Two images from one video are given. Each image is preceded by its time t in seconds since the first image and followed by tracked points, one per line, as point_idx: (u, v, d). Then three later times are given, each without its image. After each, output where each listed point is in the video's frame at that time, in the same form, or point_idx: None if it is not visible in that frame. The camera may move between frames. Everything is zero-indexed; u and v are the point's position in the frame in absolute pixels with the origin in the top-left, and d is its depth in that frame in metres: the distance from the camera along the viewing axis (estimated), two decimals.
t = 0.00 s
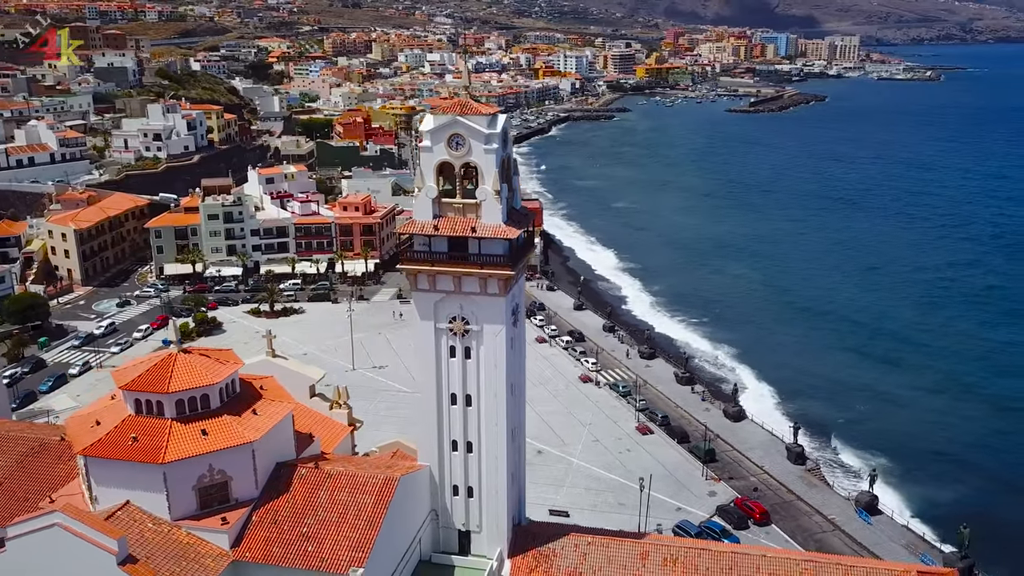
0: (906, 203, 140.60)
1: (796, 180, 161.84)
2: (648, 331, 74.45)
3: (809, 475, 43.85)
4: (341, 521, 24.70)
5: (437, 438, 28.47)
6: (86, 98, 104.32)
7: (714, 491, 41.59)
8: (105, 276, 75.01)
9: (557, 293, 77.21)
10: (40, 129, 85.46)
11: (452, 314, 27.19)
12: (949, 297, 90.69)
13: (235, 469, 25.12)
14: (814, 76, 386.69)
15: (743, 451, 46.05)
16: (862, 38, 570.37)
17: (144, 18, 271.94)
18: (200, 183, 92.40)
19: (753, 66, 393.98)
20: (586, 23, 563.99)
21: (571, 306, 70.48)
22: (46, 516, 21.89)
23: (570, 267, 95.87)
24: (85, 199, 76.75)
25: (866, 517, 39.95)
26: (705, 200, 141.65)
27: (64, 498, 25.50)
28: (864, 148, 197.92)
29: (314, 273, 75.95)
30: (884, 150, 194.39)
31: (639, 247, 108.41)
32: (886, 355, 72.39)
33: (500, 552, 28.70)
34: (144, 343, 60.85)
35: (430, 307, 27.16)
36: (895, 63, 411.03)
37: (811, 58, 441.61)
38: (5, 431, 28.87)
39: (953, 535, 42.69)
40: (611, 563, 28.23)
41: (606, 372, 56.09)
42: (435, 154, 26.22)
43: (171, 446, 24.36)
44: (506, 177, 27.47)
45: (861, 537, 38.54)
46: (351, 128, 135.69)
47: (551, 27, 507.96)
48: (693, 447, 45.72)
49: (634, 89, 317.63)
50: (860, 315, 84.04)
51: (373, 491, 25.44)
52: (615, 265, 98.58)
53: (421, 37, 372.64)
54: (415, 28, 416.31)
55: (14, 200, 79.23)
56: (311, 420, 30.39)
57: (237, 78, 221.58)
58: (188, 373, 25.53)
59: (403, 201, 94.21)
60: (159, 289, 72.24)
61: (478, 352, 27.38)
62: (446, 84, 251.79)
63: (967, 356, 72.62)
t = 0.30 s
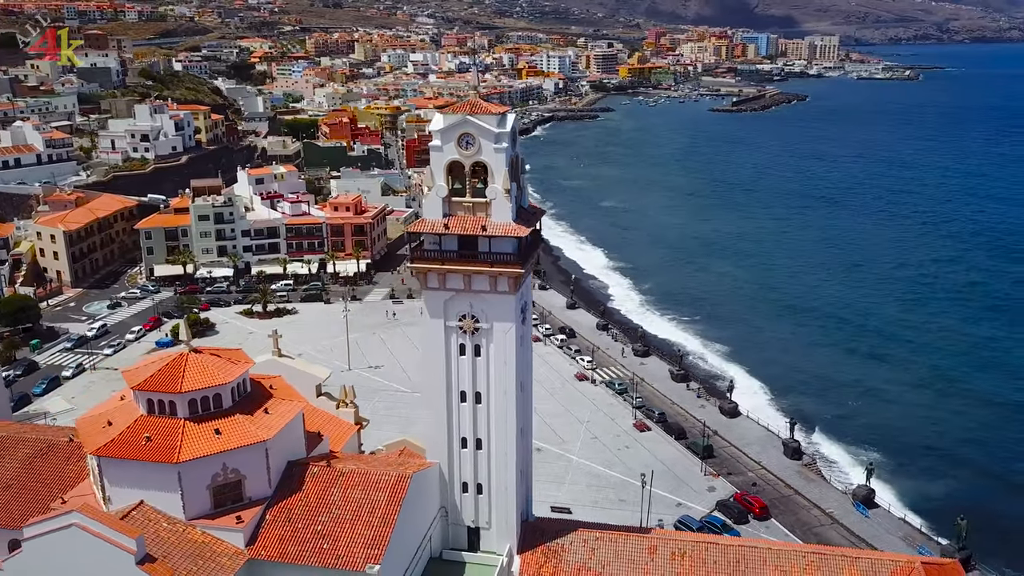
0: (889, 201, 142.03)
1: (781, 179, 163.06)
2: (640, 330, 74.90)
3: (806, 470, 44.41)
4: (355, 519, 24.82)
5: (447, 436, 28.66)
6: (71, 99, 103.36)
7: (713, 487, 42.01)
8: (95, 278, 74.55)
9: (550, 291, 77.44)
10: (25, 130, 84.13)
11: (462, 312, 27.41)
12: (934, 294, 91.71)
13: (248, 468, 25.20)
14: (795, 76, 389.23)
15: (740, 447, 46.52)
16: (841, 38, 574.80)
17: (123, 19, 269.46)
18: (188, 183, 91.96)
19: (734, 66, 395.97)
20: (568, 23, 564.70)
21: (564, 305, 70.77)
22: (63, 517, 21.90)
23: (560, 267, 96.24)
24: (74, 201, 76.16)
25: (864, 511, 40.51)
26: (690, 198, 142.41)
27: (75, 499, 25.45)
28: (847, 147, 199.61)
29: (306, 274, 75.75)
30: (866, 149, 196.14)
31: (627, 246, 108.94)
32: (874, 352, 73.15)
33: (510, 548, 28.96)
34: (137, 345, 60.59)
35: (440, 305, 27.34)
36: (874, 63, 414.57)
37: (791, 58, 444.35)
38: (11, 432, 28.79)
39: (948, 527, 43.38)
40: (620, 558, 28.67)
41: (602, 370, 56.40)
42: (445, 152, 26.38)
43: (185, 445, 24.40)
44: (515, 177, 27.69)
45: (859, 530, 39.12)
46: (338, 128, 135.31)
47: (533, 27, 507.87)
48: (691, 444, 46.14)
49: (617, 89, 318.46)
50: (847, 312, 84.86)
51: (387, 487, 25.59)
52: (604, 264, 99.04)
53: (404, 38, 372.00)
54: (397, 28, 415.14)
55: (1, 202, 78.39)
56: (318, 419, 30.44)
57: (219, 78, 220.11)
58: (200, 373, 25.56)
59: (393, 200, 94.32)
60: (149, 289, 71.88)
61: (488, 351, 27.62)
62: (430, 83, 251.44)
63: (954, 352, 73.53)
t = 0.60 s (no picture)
0: (872, 200, 143.34)
1: (765, 178, 164.31)
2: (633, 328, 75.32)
3: (804, 465, 44.84)
4: (370, 516, 24.95)
5: (457, 434, 28.85)
6: (57, 99, 102.43)
7: (713, 482, 42.43)
8: (85, 280, 74.09)
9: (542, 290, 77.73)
10: (12, 131, 83.59)
11: (472, 310, 27.59)
12: (921, 292, 92.61)
13: (264, 468, 25.29)
14: (776, 75, 391.74)
15: (738, 443, 46.96)
16: (822, 38, 579.06)
17: (103, 19, 267.05)
18: (177, 184, 91.59)
19: (717, 66, 397.98)
20: (550, 23, 565.30)
21: (557, 304, 71.12)
22: (82, 517, 21.95)
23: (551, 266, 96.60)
24: (63, 202, 75.57)
25: (862, 505, 41.00)
26: (677, 198, 143.06)
27: (88, 499, 25.43)
28: (830, 146, 201.27)
29: (298, 275, 75.59)
30: (849, 148, 197.76)
31: (616, 245, 109.48)
32: (863, 349, 73.85)
33: (520, 544, 29.20)
34: (131, 347, 60.32)
35: (451, 304, 27.51)
36: (855, 62, 417.84)
37: (773, 58, 447.04)
38: (19, 434, 28.70)
39: (944, 520, 43.97)
40: (629, 553, 28.97)
41: (598, 368, 56.73)
42: (456, 152, 26.52)
43: (200, 445, 24.45)
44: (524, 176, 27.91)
45: (858, 524, 39.63)
46: (325, 128, 134.92)
47: (516, 27, 507.87)
48: (689, 440, 46.53)
49: (600, 89, 319.36)
50: (836, 311, 85.55)
51: (401, 485, 25.71)
52: (594, 263, 99.46)
53: (388, 38, 371.46)
54: (379, 29, 414.07)
55: None
56: (326, 418, 30.53)
57: (202, 79, 218.71)
58: (213, 373, 25.62)
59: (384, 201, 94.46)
60: (141, 291, 71.50)
61: (499, 348, 27.80)
62: (414, 83, 251.02)
63: (941, 349, 74.33)
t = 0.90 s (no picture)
0: (855, 198, 144.67)
1: (750, 176, 165.54)
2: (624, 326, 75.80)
3: (800, 460, 45.35)
4: (385, 514, 25.09)
5: (466, 432, 29.05)
6: (42, 100, 101.55)
7: (712, 478, 42.84)
8: (75, 282, 73.59)
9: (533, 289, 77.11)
10: None
11: (482, 309, 27.80)
12: (905, 289, 93.60)
13: (277, 467, 25.38)
14: (757, 75, 394.29)
15: (735, 439, 47.39)
16: (801, 37, 583.47)
17: (82, 19, 264.55)
18: (165, 185, 91.11)
19: (698, 66, 399.99)
20: (531, 23, 565.91)
21: (551, 303, 71.67)
22: (100, 518, 21.99)
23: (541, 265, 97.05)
24: (51, 204, 75.00)
25: (859, 498, 41.57)
26: (662, 197, 143.73)
27: (100, 500, 25.44)
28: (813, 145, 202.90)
29: (290, 275, 75.41)
30: (832, 147, 199.55)
31: (605, 245, 110.06)
32: (851, 347, 74.59)
33: (529, 540, 29.45)
34: (124, 349, 60.05)
35: (461, 302, 27.70)
36: (834, 62, 421.15)
37: (754, 58, 449.64)
38: (27, 435, 28.67)
39: (939, 513, 44.63)
40: (637, 547, 29.32)
41: (594, 366, 57.06)
42: (466, 151, 26.76)
43: (214, 444, 24.50)
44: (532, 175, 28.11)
45: (857, 517, 40.15)
46: (311, 128, 134.63)
47: (498, 28, 507.94)
48: (687, 437, 46.93)
49: (584, 89, 320.23)
50: (822, 309, 86.32)
51: (413, 483, 25.87)
52: (584, 262, 99.90)
53: (370, 38, 370.71)
54: (361, 29, 412.95)
55: None
56: (334, 417, 30.62)
57: (184, 79, 217.33)
58: (225, 373, 25.67)
59: (372, 201, 94.37)
60: (132, 293, 71.21)
61: (508, 346, 28.02)
62: (398, 84, 250.47)
63: (927, 346, 75.18)
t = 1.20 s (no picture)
0: (838, 197, 145.93)
1: (735, 175, 166.75)
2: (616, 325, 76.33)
3: (797, 455, 45.82)
4: (399, 511, 25.24)
5: (476, 430, 29.23)
6: (26, 100, 100.68)
7: (711, 474, 43.24)
8: (64, 284, 73.07)
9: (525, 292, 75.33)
10: None
11: (491, 307, 27.97)
12: (890, 287, 94.54)
13: (291, 466, 25.44)
14: (738, 75, 396.76)
15: (732, 435, 47.81)
16: (781, 37, 587.98)
17: (61, 19, 261.92)
18: (153, 187, 90.62)
19: (680, 65, 401.90)
20: (512, 23, 566.25)
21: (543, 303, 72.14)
22: (117, 518, 22.00)
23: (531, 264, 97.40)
24: (38, 205, 74.29)
25: (857, 492, 42.09)
26: (648, 197, 144.33)
27: (113, 501, 25.42)
28: (796, 144, 204.58)
29: (281, 276, 75.22)
30: (814, 146, 201.36)
31: (594, 244, 110.53)
32: (840, 344, 75.39)
33: (539, 536, 29.67)
34: (117, 351, 59.71)
35: (470, 300, 27.87)
36: (814, 62, 424.56)
37: (735, 57, 452.35)
38: (33, 438, 28.56)
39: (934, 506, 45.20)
40: (644, 543, 29.61)
41: (589, 364, 57.35)
42: (476, 150, 26.95)
43: (228, 444, 24.54)
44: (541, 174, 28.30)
45: (854, 511, 40.69)
46: (297, 129, 134.22)
47: (479, 28, 507.90)
48: (685, 434, 47.29)
49: (567, 89, 320.99)
50: (809, 306, 87.07)
51: (426, 481, 25.98)
52: (573, 262, 100.33)
53: (352, 39, 370.04)
54: (343, 29, 411.80)
55: None
56: (341, 416, 30.69)
57: (166, 80, 215.86)
58: (237, 373, 25.72)
59: (362, 201, 94.24)
60: (122, 296, 70.76)
61: (517, 344, 28.22)
62: (381, 84, 249.94)
63: (913, 342, 76.03)
